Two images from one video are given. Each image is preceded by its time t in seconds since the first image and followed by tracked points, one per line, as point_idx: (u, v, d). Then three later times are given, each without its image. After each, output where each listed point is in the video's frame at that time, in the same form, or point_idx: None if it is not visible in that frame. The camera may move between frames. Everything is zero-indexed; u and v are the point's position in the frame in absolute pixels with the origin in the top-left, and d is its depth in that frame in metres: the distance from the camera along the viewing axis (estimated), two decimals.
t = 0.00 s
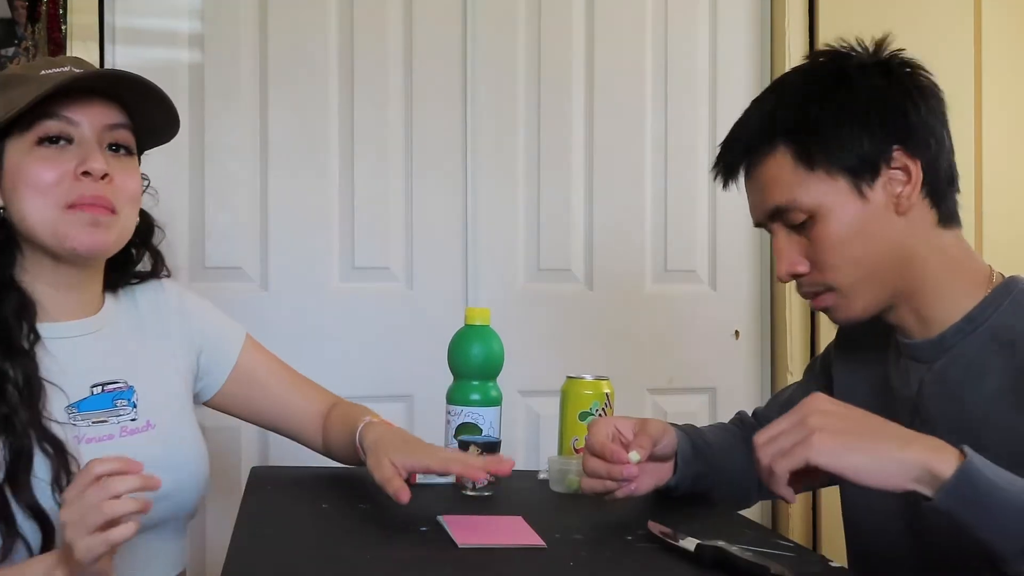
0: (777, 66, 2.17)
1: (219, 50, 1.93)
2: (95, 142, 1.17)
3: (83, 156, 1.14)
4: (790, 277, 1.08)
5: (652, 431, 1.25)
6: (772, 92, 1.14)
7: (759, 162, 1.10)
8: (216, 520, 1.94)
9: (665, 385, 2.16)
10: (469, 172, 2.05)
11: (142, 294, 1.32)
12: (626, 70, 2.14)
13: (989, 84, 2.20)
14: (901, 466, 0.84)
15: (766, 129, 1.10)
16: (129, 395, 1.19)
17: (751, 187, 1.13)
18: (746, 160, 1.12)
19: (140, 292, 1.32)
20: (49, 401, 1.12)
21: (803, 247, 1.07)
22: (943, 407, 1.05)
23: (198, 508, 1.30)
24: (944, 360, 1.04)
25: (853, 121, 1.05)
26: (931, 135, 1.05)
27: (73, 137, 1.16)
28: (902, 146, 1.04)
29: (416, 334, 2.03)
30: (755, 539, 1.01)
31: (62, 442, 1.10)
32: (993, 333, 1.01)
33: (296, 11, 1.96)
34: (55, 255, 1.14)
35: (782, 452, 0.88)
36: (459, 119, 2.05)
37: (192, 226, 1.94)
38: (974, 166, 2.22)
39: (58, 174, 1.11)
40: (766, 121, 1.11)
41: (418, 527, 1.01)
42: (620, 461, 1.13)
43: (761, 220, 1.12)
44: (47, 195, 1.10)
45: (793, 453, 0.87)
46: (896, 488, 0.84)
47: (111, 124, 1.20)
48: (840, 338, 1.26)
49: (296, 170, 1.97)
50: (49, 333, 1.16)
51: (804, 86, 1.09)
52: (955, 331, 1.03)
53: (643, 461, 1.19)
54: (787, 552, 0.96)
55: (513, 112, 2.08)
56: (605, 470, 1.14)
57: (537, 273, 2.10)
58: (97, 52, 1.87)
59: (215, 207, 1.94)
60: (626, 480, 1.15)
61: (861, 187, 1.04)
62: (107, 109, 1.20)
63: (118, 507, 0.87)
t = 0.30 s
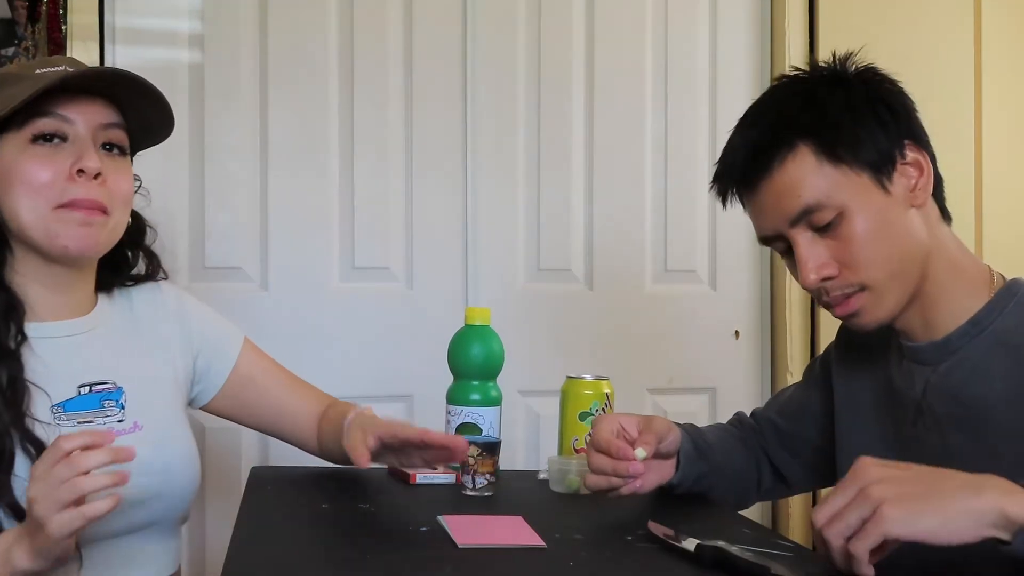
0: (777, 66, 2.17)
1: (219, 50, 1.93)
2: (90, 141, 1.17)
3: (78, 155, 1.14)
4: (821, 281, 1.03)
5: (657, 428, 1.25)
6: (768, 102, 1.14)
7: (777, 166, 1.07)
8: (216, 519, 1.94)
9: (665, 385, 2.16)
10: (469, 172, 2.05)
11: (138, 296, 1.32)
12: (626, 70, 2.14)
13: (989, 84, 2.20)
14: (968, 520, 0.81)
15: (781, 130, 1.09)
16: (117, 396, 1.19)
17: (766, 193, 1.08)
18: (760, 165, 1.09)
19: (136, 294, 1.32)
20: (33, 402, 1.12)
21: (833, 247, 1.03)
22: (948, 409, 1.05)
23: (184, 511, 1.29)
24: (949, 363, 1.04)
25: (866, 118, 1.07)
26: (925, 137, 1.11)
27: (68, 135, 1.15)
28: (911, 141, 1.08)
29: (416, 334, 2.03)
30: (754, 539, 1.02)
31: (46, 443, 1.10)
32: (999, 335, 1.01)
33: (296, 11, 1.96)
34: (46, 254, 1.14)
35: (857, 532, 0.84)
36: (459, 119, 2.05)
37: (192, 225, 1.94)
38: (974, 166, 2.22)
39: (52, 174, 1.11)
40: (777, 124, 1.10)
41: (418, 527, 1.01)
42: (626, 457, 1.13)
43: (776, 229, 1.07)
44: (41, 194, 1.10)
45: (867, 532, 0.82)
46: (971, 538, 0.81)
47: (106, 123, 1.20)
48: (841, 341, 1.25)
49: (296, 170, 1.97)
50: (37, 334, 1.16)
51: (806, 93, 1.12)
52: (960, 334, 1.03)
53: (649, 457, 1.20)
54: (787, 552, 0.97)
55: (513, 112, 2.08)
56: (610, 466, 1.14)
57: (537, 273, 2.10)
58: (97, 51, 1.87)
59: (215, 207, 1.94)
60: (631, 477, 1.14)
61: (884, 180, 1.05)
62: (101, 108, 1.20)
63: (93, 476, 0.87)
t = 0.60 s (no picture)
0: (777, 66, 2.17)
1: (219, 50, 1.93)
2: (92, 136, 1.17)
3: (80, 149, 1.15)
4: (832, 279, 1.02)
5: (657, 429, 1.24)
6: (786, 95, 1.14)
7: (793, 161, 1.06)
8: (216, 519, 1.94)
9: (665, 385, 2.16)
10: (469, 172, 2.05)
11: (142, 295, 1.33)
12: (626, 70, 2.14)
13: (989, 84, 2.20)
14: (964, 528, 0.81)
15: (799, 124, 1.08)
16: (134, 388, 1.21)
17: (781, 187, 1.07)
18: (776, 160, 1.08)
19: (139, 292, 1.33)
20: (57, 390, 1.14)
21: (846, 245, 1.03)
22: (955, 410, 1.05)
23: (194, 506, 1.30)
24: (957, 363, 1.04)
25: (885, 116, 1.07)
26: (941, 136, 1.11)
27: (70, 131, 1.16)
28: (928, 139, 1.09)
29: (416, 334, 2.03)
30: (755, 538, 1.02)
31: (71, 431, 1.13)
32: (1005, 337, 1.01)
33: (296, 11, 1.96)
34: (53, 249, 1.14)
35: (851, 532, 0.84)
36: (459, 119, 2.05)
37: (192, 225, 1.94)
38: (974, 166, 2.22)
39: (55, 168, 1.11)
40: (795, 118, 1.09)
41: (417, 527, 1.01)
42: (626, 459, 1.12)
43: (787, 225, 1.06)
44: (44, 187, 1.10)
45: (862, 532, 0.83)
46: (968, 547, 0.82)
47: (107, 118, 1.20)
48: (841, 340, 1.25)
49: (296, 170, 1.97)
50: (53, 328, 1.17)
51: (826, 87, 1.12)
52: (969, 336, 1.03)
53: (648, 458, 1.19)
54: (787, 552, 0.97)
55: (513, 112, 2.08)
56: (610, 468, 1.13)
57: (537, 273, 2.10)
58: (97, 51, 1.87)
59: (215, 207, 1.94)
60: (631, 479, 1.13)
61: (900, 179, 1.04)
62: (102, 103, 1.20)
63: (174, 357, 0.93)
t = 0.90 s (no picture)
0: (777, 67, 2.17)
1: (219, 50, 1.93)
2: (122, 149, 1.20)
3: (110, 163, 1.17)
4: (793, 277, 1.07)
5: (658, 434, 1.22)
6: (782, 90, 1.12)
7: (766, 161, 1.09)
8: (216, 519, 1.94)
9: (665, 385, 2.16)
10: (469, 172, 2.05)
11: (164, 301, 1.37)
12: (626, 70, 2.14)
13: (989, 83, 2.21)
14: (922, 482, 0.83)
15: (778, 126, 1.09)
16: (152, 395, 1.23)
17: (757, 184, 1.11)
18: (753, 158, 1.11)
19: (162, 297, 1.38)
20: (79, 393, 1.17)
21: (808, 246, 1.05)
22: (952, 409, 1.05)
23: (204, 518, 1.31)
24: (954, 362, 1.04)
25: (863, 122, 1.04)
26: (937, 139, 1.05)
27: (101, 144, 1.18)
28: (912, 148, 1.04)
29: (416, 334, 2.03)
30: (755, 538, 1.02)
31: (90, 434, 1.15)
32: (1002, 337, 1.01)
33: (296, 11, 1.96)
34: (86, 261, 1.19)
35: (808, 480, 0.88)
36: (459, 119, 2.05)
37: (192, 225, 1.94)
38: (974, 166, 2.22)
39: (86, 183, 1.14)
40: (777, 118, 1.09)
41: (417, 527, 1.01)
42: (627, 466, 1.10)
43: (765, 218, 1.11)
44: (77, 202, 1.14)
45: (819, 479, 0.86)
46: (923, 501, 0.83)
47: (138, 129, 1.22)
48: (841, 338, 1.26)
49: (296, 170, 1.97)
50: (77, 331, 1.21)
51: (818, 84, 1.09)
52: (965, 334, 1.03)
53: (650, 467, 1.17)
54: (787, 552, 0.97)
55: (513, 112, 2.08)
56: (610, 474, 1.11)
57: (538, 273, 2.10)
58: (98, 51, 1.87)
59: (215, 207, 1.94)
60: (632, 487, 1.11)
61: (869, 187, 1.03)
62: (132, 114, 1.22)
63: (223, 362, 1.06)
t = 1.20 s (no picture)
0: (777, 67, 2.17)
1: (219, 50, 1.93)
2: (147, 152, 1.20)
3: (135, 165, 1.17)
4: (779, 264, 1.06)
5: (658, 440, 1.20)
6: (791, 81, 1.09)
7: (764, 151, 1.08)
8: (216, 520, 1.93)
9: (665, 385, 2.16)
10: (469, 172, 2.05)
11: (187, 304, 1.37)
12: (625, 70, 2.14)
13: (989, 84, 2.20)
14: (678, 318, 0.96)
15: (777, 118, 1.07)
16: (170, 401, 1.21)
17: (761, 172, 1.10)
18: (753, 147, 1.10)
19: (185, 301, 1.37)
20: (103, 395, 1.17)
21: (791, 236, 1.04)
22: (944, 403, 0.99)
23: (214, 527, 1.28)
24: (948, 356, 0.98)
25: (851, 122, 1.00)
26: (932, 144, 0.99)
27: (127, 146, 1.18)
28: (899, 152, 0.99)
29: (416, 334, 2.03)
30: (755, 538, 1.02)
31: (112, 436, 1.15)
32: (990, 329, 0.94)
33: (296, 11, 1.96)
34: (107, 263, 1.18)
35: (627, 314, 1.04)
36: (459, 119, 2.05)
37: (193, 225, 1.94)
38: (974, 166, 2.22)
39: (110, 183, 1.14)
40: (777, 110, 1.08)
41: (418, 527, 1.01)
42: (627, 471, 1.07)
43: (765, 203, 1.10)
44: (99, 203, 1.13)
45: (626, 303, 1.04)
46: (679, 343, 0.95)
47: (165, 135, 1.23)
48: (847, 337, 1.22)
49: (296, 170, 1.97)
50: (97, 336, 1.20)
51: (819, 80, 1.05)
52: (956, 327, 0.97)
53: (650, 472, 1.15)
54: (787, 552, 0.97)
55: (513, 112, 2.08)
56: (610, 479, 1.08)
57: (538, 273, 2.10)
58: (98, 52, 1.87)
59: (215, 207, 1.94)
60: (632, 492, 1.09)
61: (851, 187, 1.00)
62: (160, 120, 1.23)
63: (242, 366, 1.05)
